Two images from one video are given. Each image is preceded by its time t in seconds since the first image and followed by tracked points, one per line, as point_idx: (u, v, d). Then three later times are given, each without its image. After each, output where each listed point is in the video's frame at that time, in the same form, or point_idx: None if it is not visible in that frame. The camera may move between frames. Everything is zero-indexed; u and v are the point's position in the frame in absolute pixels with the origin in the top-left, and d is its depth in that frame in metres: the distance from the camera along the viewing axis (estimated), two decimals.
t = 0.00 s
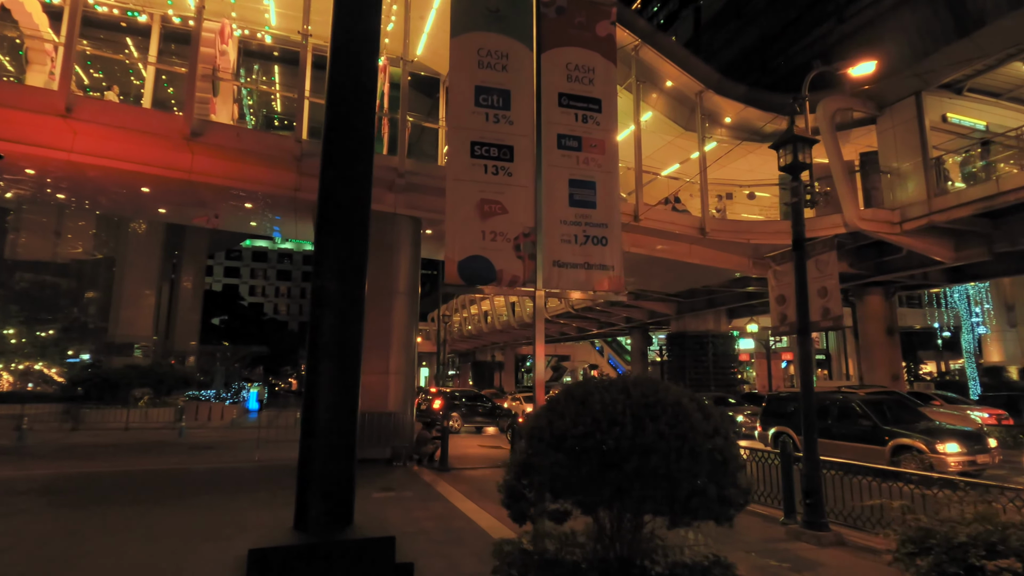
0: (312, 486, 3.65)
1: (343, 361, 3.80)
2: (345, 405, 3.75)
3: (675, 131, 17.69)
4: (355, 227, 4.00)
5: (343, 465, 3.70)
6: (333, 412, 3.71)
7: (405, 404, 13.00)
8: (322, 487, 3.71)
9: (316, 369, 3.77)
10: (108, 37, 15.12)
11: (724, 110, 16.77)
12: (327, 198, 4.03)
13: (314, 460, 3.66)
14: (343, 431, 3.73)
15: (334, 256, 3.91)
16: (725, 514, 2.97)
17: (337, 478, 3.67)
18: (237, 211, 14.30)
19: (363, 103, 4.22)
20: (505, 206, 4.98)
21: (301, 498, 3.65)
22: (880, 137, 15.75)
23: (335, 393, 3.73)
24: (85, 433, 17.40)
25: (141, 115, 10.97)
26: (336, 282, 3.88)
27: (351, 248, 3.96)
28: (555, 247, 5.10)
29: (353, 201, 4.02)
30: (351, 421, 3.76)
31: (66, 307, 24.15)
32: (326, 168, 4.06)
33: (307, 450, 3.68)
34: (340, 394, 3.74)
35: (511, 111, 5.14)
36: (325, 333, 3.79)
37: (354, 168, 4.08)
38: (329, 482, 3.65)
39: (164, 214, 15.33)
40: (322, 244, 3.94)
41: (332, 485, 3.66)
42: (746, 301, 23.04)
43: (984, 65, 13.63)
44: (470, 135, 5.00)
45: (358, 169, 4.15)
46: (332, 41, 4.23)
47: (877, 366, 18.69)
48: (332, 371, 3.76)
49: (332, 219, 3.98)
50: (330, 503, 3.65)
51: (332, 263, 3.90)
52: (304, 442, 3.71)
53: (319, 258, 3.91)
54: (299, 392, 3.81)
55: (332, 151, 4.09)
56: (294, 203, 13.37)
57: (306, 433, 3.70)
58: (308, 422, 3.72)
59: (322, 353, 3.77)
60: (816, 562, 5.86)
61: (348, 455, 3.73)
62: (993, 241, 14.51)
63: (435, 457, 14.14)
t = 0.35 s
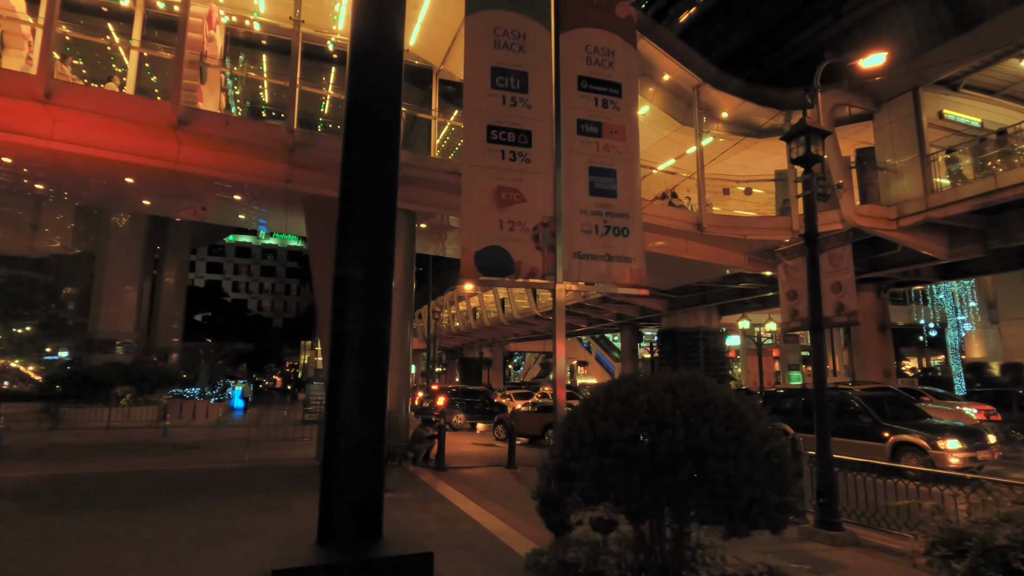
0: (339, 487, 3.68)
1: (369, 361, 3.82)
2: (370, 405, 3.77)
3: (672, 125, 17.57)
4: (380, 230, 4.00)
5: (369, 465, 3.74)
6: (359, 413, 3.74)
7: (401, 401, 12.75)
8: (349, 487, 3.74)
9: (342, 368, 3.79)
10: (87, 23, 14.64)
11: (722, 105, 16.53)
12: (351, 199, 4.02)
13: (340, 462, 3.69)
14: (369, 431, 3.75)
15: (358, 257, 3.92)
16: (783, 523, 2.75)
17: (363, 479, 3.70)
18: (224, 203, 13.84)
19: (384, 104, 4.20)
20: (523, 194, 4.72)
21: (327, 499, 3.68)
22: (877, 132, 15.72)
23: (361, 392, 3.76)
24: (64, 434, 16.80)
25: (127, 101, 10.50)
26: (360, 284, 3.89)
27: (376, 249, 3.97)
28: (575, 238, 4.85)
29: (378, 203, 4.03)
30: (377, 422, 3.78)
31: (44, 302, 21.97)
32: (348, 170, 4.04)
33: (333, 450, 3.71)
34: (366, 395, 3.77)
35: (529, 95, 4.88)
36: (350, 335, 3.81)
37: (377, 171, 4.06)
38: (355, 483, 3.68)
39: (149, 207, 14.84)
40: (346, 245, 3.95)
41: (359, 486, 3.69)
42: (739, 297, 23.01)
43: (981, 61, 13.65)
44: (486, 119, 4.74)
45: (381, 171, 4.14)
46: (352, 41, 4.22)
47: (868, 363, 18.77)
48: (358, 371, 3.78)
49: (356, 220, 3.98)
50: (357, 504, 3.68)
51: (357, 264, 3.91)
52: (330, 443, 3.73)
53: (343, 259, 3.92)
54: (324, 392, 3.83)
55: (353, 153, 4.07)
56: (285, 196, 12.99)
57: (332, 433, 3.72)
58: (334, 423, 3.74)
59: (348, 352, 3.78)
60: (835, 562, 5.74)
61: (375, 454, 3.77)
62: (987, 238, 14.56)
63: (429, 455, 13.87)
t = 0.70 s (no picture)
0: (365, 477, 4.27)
1: (395, 364, 4.45)
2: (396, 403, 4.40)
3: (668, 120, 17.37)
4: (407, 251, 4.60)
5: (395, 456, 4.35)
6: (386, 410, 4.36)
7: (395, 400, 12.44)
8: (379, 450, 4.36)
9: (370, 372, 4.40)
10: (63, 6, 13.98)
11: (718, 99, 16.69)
12: (379, 200, 4.61)
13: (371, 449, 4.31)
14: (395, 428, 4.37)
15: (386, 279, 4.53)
16: (855, 537, 2.49)
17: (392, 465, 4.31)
18: (210, 195, 13.35)
19: (408, 139, 4.74)
20: (542, 180, 4.43)
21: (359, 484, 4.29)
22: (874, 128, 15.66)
23: (387, 393, 4.38)
24: (40, 435, 16.17)
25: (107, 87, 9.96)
26: (385, 300, 4.47)
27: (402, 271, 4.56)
28: (597, 227, 4.56)
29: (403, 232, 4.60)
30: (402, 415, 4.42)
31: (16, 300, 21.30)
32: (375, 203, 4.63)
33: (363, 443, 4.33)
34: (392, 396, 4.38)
35: (547, 75, 4.58)
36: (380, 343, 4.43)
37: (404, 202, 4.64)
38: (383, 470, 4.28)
39: (130, 199, 14.27)
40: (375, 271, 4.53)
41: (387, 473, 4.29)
42: (731, 294, 22.94)
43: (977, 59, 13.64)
44: (502, 100, 4.43)
45: (408, 203, 4.69)
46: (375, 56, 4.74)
47: (861, 359, 18.81)
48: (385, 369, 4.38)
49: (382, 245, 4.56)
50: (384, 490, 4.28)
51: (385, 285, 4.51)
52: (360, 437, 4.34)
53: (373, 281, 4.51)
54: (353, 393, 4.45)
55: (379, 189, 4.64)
56: (274, 188, 12.54)
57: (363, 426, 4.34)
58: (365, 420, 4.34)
59: (377, 336, 4.43)
60: (857, 565, 5.57)
61: (401, 421, 4.40)
62: (982, 235, 14.59)
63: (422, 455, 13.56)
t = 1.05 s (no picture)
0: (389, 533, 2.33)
1: (436, 317, 2.50)
2: (438, 398, 2.45)
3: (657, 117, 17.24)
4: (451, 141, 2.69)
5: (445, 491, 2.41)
6: (422, 409, 2.41)
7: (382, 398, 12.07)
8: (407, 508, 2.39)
9: (396, 338, 2.45)
10: None
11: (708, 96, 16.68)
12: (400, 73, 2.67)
13: (398, 485, 2.36)
14: (439, 439, 2.43)
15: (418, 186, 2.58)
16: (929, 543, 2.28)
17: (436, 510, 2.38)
18: (187, 186, 12.77)
19: None
20: (558, 163, 4.17)
21: (375, 543, 2.35)
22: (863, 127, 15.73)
23: (424, 381, 2.42)
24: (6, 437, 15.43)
25: (77, 69, 9.36)
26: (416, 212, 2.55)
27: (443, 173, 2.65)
28: (615, 214, 4.31)
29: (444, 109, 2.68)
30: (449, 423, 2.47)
31: None
32: (397, 56, 2.69)
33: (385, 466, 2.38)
34: (430, 385, 2.43)
35: (562, 52, 4.30)
36: (410, 291, 2.47)
37: (448, 64, 2.73)
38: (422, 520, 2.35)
39: (101, 190, 13.63)
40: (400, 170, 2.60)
41: (428, 520, 2.36)
42: (717, 292, 22.98)
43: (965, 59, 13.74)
44: (516, 77, 4.14)
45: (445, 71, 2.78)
46: None
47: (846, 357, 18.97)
48: (421, 340, 2.45)
49: (411, 127, 2.64)
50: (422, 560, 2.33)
51: (417, 195, 2.57)
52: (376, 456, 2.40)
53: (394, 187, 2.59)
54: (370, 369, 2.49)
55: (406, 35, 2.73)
56: (256, 179, 12.05)
57: (382, 438, 2.39)
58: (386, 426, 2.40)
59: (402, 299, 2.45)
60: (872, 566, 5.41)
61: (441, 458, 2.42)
62: (967, 234, 14.73)
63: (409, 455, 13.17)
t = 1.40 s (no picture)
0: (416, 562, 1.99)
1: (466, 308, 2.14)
2: (470, 406, 2.10)
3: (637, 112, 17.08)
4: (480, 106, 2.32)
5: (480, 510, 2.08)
6: (452, 420, 2.07)
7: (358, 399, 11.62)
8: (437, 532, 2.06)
9: (420, 334, 2.09)
10: None
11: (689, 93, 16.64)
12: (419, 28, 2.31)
13: (424, 506, 2.02)
14: (473, 454, 2.09)
15: (444, 156, 2.22)
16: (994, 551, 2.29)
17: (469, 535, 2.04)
18: (150, 175, 12.07)
19: None
20: (564, 148, 3.88)
21: None
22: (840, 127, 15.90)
23: (454, 389, 2.07)
24: None
25: (29, 47, 8.70)
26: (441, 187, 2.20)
27: (471, 144, 2.28)
28: (623, 204, 4.05)
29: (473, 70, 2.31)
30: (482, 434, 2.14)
31: None
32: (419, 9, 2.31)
33: (407, 481, 2.04)
34: (460, 391, 2.08)
35: (568, 29, 4.00)
36: (434, 280, 2.11)
37: (476, 19, 2.34)
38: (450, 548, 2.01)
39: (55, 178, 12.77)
40: (420, 140, 2.24)
41: (461, 548, 2.03)
42: (693, 290, 23.08)
43: (940, 62, 13.90)
44: (519, 55, 3.83)
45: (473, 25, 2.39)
46: None
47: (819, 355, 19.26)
48: (448, 336, 2.09)
49: (435, 92, 2.26)
50: None
51: (441, 169, 2.21)
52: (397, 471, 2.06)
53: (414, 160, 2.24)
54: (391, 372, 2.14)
55: None
56: (225, 169, 11.46)
57: (404, 453, 2.05)
58: (410, 434, 2.06)
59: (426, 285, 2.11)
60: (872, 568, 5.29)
61: (473, 469, 2.08)
62: (939, 234, 15.03)
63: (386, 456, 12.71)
